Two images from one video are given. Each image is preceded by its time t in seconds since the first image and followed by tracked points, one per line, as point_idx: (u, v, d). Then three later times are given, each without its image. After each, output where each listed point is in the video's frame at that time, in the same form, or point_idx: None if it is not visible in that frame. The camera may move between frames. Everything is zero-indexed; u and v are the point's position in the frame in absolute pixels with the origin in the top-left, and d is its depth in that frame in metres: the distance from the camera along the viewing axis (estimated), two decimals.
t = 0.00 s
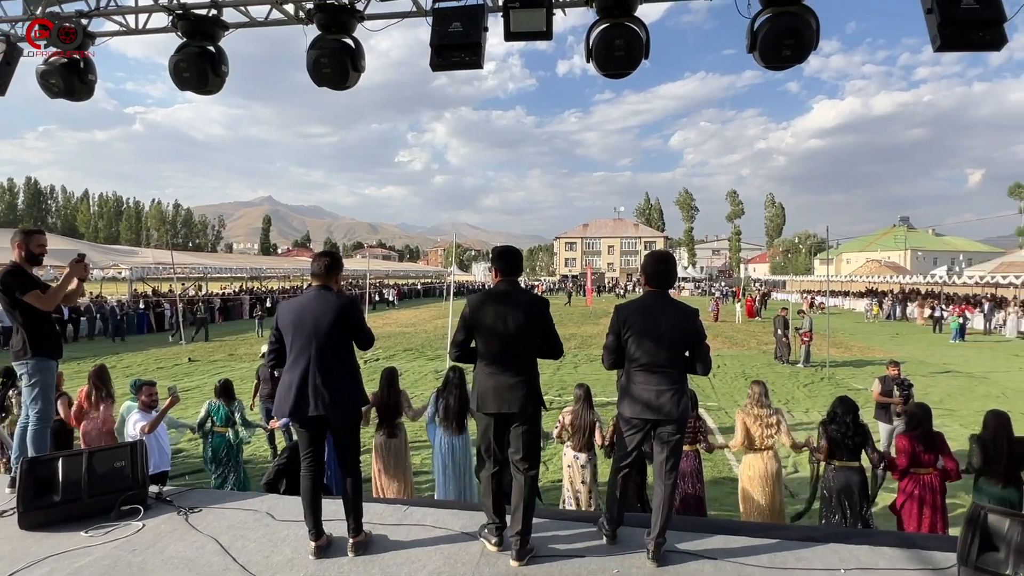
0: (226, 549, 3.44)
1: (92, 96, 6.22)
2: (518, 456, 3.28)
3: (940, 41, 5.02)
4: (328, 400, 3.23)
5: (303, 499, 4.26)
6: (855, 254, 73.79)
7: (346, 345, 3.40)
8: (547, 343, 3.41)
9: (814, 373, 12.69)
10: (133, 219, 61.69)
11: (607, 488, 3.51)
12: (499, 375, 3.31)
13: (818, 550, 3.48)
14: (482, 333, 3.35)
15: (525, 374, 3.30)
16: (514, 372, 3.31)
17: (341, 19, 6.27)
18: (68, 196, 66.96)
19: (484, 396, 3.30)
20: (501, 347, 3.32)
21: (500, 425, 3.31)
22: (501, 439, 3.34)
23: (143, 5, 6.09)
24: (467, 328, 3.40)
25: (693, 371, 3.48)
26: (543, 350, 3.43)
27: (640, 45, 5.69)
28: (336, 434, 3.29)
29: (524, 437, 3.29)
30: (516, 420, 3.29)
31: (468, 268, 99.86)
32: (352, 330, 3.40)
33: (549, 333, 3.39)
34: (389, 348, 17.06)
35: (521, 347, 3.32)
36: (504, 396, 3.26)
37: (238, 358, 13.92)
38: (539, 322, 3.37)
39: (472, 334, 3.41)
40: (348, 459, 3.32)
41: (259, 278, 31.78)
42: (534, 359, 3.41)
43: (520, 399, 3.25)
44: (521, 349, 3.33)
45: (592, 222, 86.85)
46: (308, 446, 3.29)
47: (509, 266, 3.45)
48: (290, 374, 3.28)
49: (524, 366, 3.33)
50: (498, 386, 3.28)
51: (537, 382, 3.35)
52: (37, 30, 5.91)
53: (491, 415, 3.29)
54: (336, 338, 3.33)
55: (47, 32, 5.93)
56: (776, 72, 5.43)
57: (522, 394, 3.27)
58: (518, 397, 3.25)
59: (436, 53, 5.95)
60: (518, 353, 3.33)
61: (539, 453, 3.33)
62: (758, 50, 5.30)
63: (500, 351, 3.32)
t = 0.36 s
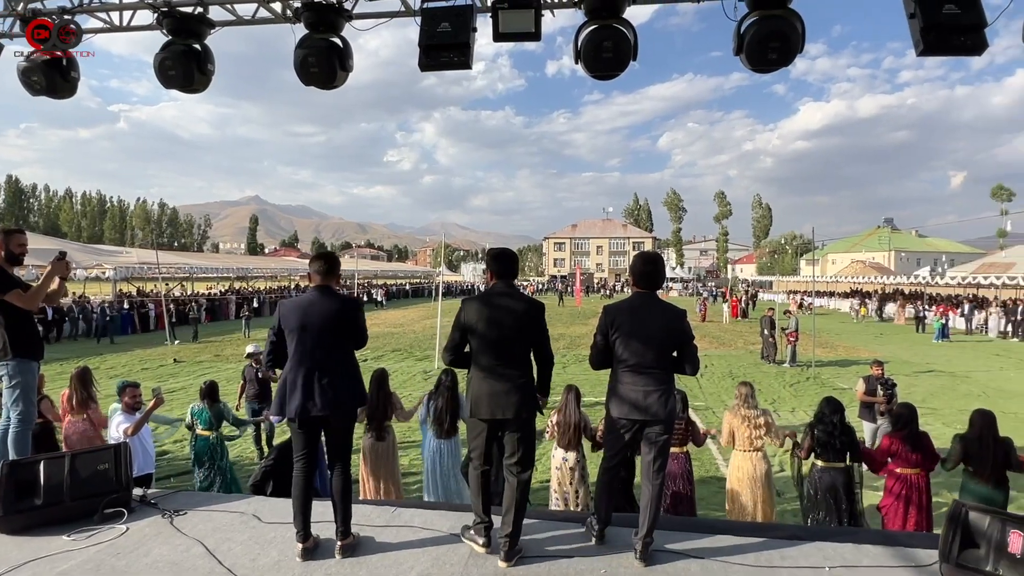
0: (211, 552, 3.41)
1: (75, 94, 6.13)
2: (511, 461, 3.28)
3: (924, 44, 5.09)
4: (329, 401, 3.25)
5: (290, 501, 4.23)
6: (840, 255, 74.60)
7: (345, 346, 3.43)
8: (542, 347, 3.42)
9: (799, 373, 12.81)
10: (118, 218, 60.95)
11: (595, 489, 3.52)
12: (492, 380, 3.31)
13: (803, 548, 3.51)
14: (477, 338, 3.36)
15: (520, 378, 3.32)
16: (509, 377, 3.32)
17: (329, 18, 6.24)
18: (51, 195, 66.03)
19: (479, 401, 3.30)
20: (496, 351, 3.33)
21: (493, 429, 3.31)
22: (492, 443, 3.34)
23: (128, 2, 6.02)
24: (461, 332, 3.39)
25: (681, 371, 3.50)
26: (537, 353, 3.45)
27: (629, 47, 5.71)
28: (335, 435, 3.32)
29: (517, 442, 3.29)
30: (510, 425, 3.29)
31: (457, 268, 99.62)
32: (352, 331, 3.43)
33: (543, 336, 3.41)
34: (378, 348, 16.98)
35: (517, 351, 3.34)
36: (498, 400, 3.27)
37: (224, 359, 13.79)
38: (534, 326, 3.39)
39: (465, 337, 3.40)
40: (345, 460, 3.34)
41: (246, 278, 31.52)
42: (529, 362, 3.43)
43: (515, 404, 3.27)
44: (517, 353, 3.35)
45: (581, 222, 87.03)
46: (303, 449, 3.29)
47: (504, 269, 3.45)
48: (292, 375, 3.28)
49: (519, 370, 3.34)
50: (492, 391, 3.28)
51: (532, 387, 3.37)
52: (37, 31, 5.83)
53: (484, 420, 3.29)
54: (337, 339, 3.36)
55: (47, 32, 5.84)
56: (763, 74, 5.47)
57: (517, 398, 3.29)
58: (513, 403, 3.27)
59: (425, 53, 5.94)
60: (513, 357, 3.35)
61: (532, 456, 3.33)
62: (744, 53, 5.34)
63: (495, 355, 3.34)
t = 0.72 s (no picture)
0: (198, 554, 3.38)
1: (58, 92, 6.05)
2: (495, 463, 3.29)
3: (909, 48, 5.15)
4: (335, 400, 3.37)
5: (278, 502, 4.21)
6: (827, 255, 75.37)
7: (346, 346, 3.56)
8: (527, 345, 3.43)
9: (786, 372, 12.93)
10: (102, 217, 60.19)
11: (584, 490, 3.53)
12: (475, 381, 3.32)
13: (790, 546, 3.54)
14: (461, 337, 3.37)
15: (503, 379, 3.33)
16: (492, 377, 3.32)
17: (318, 17, 6.21)
18: (34, 194, 65.06)
19: (461, 402, 3.30)
20: (480, 351, 3.34)
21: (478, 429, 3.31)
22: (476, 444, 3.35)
23: None
24: (444, 332, 3.40)
25: (670, 371, 3.52)
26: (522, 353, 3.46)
27: (618, 48, 5.74)
28: (334, 433, 3.41)
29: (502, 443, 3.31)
30: (492, 426, 3.30)
31: (446, 268, 99.37)
32: (354, 332, 3.56)
33: (528, 335, 3.43)
34: (367, 348, 16.91)
35: (503, 351, 3.35)
36: (482, 402, 3.27)
37: (211, 359, 13.66)
38: (520, 326, 3.40)
39: (449, 336, 3.42)
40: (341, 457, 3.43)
41: (233, 277, 31.28)
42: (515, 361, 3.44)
43: (497, 405, 3.28)
44: (503, 354, 3.36)
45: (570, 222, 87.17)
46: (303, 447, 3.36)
47: (489, 268, 3.45)
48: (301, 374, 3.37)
49: (504, 371, 3.35)
50: (475, 392, 3.29)
51: (515, 387, 3.39)
52: (37, 31, 5.74)
53: (466, 420, 3.29)
54: (341, 339, 3.49)
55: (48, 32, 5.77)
56: (751, 76, 5.52)
57: (500, 399, 3.30)
58: (495, 404, 3.27)
59: (414, 52, 5.92)
60: (498, 357, 3.35)
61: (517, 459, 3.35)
62: (732, 55, 5.38)
63: (478, 355, 3.34)
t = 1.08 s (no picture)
0: (187, 556, 3.36)
1: (43, 89, 5.98)
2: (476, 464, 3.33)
3: (896, 49, 5.20)
4: (332, 399, 3.49)
5: (267, 503, 4.19)
6: (815, 254, 75.98)
7: (344, 346, 3.68)
8: (509, 345, 3.45)
9: (775, 371, 13.03)
10: (88, 215, 59.46)
11: (575, 490, 3.55)
12: (455, 382, 3.33)
13: (778, 544, 3.57)
14: (440, 338, 3.37)
15: (483, 380, 3.34)
16: (472, 378, 3.34)
17: (308, 14, 6.17)
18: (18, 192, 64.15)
19: (439, 403, 3.30)
20: (459, 352, 3.35)
21: (459, 431, 3.32)
22: (457, 445, 3.34)
23: None
24: (423, 332, 3.40)
25: (660, 371, 3.53)
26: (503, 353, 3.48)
27: (609, 48, 5.75)
28: (328, 434, 3.51)
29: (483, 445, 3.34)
30: (471, 428, 3.32)
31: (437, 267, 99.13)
32: (352, 332, 3.68)
33: (508, 337, 3.44)
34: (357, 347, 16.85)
35: (485, 352, 3.36)
36: (463, 404, 3.28)
37: (199, 359, 13.53)
38: (501, 326, 3.41)
39: (429, 336, 3.42)
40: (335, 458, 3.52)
41: (221, 276, 30.99)
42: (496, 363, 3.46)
43: (477, 407, 3.29)
44: (484, 355, 3.37)
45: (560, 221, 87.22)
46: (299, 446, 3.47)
47: (470, 267, 3.46)
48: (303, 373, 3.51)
49: (485, 372, 3.37)
50: (454, 393, 3.29)
51: (496, 387, 3.41)
52: (37, 31, 5.80)
53: (446, 422, 3.29)
54: (340, 340, 3.62)
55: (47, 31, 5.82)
56: (740, 77, 5.55)
57: (480, 400, 3.32)
58: (474, 406, 3.28)
59: (404, 51, 5.91)
60: (479, 357, 3.36)
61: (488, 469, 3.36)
62: (721, 56, 5.41)
63: (459, 356, 3.35)
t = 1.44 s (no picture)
0: (173, 557, 3.33)
1: (26, 85, 5.89)
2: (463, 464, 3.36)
3: (882, 49, 5.26)
4: (327, 400, 3.58)
5: (255, 503, 4.18)
6: (803, 253, 76.60)
7: (338, 345, 3.74)
8: (495, 343, 3.47)
9: (763, 368, 13.12)
10: (72, 213, 58.67)
11: (564, 488, 3.57)
12: (442, 382, 3.34)
13: (766, 540, 3.61)
14: (427, 337, 3.38)
15: (470, 380, 3.37)
16: (459, 378, 3.36)
17: (296, 11, 6.12)
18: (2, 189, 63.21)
19: (427, 403, 3.30)
20: (446, 352, 3.36)
21: (446, 431, 3.32)
22: (444, 445, 3.35)
23: None
24: (410, 331, 3.39)
25: (648, 368, 3.55)
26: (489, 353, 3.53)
27: (598, 47, 5.76)
28: (322, 434, 3.59)
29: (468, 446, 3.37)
30: (459, 429, 3.34)
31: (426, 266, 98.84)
32: (346, 332, 3.73)
33: (495, 335, 3.46)
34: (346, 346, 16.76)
35: (471, 351, 3.40)
36: (450, 404, 3.29)
37: (187, 359, 13.39)
38: (487, 325, 3.44)
39: (416, 336, 3.42)
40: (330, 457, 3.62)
41: (209, 275, 30.70)
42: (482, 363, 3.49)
43: (465, 406, 3.32)
44: (471, 355, 3.40)
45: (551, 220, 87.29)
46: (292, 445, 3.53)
47: (454, 266, 3.47)
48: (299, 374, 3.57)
49: (472, 372, 3.39)
50: (443, 393, 3.30)
51: (482, 387, 3.44)
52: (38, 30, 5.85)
53: (433, 423, 3.29)
54: (334, 339, 3.67)
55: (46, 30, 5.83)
56: (728, 76, 5.58)
57: (467, 399, 3.35)
58: (461, 406, 3.31)
59: (393, 48, 5.89)
60: (465, 357, 3.39)
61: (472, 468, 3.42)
62: (710, 55, 5.44)
63: (445, 356, 3.36)
